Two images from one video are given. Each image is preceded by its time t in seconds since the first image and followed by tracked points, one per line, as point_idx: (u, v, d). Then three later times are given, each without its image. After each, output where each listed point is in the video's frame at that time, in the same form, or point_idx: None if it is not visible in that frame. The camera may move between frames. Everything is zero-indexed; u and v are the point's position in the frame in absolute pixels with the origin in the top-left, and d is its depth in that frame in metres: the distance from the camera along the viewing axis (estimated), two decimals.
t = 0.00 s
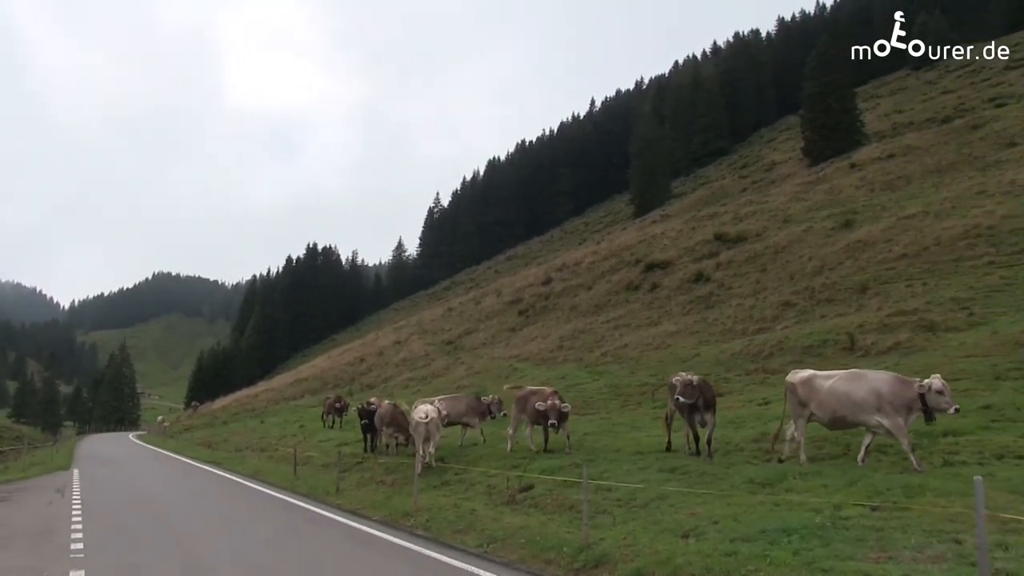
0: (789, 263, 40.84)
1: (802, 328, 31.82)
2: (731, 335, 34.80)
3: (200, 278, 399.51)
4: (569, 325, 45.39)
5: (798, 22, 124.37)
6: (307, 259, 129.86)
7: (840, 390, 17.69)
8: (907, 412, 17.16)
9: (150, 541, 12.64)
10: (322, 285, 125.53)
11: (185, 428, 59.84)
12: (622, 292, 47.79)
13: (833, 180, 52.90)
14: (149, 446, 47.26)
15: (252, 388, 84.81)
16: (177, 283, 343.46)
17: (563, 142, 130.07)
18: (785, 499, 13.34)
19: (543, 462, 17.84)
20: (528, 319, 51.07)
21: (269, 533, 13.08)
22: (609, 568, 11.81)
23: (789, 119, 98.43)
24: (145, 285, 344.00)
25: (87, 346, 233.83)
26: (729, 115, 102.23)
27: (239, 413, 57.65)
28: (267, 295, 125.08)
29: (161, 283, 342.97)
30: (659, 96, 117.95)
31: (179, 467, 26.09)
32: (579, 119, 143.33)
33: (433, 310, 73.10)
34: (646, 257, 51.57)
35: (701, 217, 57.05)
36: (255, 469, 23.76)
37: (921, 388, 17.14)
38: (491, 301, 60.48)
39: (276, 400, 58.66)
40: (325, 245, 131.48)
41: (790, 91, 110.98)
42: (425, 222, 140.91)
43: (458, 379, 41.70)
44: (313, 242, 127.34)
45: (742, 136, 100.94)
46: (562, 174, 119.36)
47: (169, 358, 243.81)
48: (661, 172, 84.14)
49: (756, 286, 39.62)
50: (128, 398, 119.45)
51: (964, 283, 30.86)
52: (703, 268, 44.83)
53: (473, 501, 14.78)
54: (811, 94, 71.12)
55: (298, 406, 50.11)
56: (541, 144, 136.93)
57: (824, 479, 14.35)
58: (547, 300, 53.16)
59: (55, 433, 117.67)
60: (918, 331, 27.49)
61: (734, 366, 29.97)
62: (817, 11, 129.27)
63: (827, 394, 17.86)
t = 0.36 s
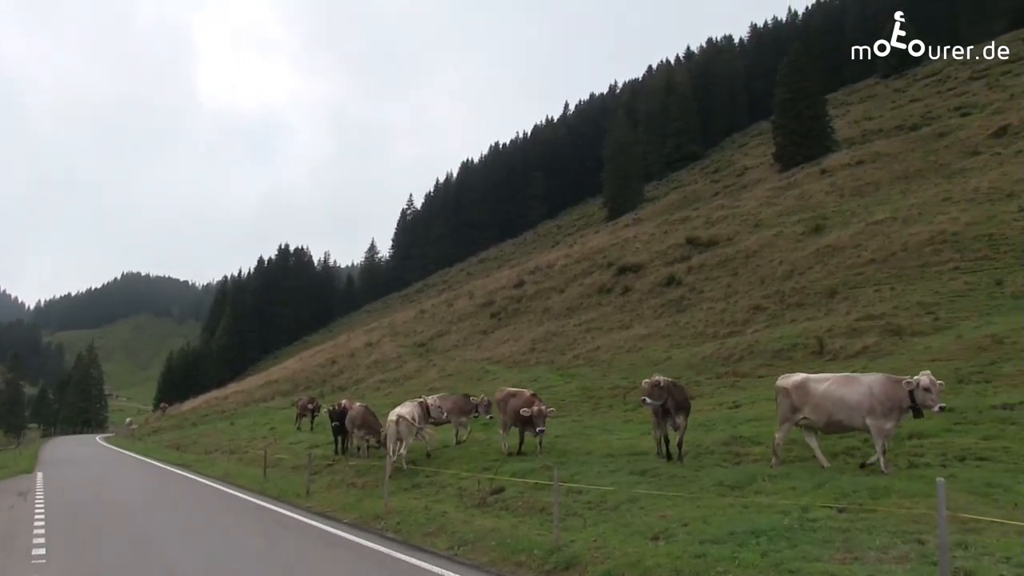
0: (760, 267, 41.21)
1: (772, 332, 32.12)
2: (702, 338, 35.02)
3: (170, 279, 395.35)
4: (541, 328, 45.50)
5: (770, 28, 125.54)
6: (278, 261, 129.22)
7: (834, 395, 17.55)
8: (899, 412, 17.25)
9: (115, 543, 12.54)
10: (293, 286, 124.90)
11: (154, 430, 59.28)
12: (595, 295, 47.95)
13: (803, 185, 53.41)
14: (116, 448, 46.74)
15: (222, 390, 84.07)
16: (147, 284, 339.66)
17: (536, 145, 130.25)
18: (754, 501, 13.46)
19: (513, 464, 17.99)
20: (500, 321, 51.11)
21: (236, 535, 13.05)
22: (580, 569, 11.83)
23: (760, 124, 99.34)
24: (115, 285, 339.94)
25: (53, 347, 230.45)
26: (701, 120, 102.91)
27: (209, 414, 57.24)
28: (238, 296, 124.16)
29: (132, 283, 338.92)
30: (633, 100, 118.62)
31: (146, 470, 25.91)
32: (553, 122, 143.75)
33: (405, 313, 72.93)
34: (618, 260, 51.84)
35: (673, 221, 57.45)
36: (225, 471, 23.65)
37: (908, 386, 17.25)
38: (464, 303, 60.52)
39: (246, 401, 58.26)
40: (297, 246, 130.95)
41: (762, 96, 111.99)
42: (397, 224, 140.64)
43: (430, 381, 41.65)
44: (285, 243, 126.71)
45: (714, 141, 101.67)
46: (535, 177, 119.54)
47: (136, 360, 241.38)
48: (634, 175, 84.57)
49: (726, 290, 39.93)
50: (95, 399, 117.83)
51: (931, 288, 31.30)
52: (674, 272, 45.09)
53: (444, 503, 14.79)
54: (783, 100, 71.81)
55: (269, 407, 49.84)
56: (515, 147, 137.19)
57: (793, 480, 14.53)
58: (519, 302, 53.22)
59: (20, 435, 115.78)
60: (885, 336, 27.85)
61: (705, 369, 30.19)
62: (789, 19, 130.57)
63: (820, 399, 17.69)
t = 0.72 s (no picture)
0: (728, 273, 41.51)
1: (740, 337, 32.33)
2: (671, 343, 35.21)
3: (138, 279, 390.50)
4: (509, 332, 45.51)
5: (741, 37, 126.89)
6: (247, 262, 128.51)
7: (827, 401, 17.60)
8: (890, 418, 17.10)
9: (73, 548, 12.36)
10: (262, 287, 124.25)
11: (116, 433, 58.40)
12: (564, 299, 48.05)
13: (772, 193, 53.86)
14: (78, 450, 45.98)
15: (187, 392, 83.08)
16: (113, 284, 335.17)
17: (507, 149, 130.36)
18: (720, 506, 13.56)
19: (483, 468, 18.01)
20: (469, 325, 51.05)
21: (195, 540, 12.91)
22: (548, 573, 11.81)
23: (730, 132, 100.25)
24: (80, 284, 335.14)
25: (14, 347, 226.28)
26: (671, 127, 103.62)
27: (174, 416, 56.55)
28: (205, 297, 123.10)
29: (98, 283, 334.19)
30: (604, 106, 119.24)
31: (107, 473, 25.55)
32: (524, 127, 144.10)
33: (374, 315, 72.59)
34: (588, 265, 52.03)
35: (642, 227, 57.77)
36: (189, 474, 23.40)
37: (900, 393, 17.05)
38: (433, 306, 60.40)
39: (211, 404, 57.64)
40: (265, 248, 130.31)
41: (732, 104, 112.91)
42: (367, 227, 140.16)
43: (398, 384, 41.48)
44: (254, 244, 125.99)
45: (684, 147, 102.44)
46: (506, 181, 119.65)
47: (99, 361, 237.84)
48: (605, 181, 84.90)
49: (695, 295, 40.19)
50: (59, 401, 115.86)
51: (896, 296, 31.71)
52: (643, 277, 45.29)
53: (411, 507, 14.76)
54: (752, 108, 72.43)
55: (235, 410, 49.38)
56: (485, 151, 137.30)
57: (759, 485, 14.67)
58: (488, 306, 53.19)
59: None
60: (851, 342, 28.17)
61: (672, 374, 30.34)
62: (759, 27, 132.06)
63: (813, 405, 17.78)
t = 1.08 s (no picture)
0: (698, 277, 41.75)
1: (709, 341, 32.52)
2: (640, 346, 35.37)
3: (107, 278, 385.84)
4: (479, 333, 45.50)
5: (713, 42, 127.89)
6: (216, 261, 127.69)
7: (821, 404, 17.54)
8: (880, 422, 17.21)
9: (33, 551, 12.19)
10: (232, 286, 123.51)
11: (81, 433, 57.57)
12: (535, 301, 48.11)
13: (742, 198, 54.22)
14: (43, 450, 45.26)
15: (154, 392, 82.11)
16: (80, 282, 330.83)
17: (479, 151, 130.35)
18: (686, 508, 13.65)
19: (451, 470, 18.03)
20: (439, 326, 51.01)
21: (159, 541, 12.79)
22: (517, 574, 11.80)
23: (702, 137, 100.94)
24: (47, 282, 330.50)
25: None
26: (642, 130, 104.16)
27: (140, 416, 55.91)
28: (173, 296, 122.06)
29: (66, 281, 329.21)
30: (576, 109, 119.65)
31: (71, 473, 25.23)
32: (496, 128, 144.27)
33: (344, 316, 72.24)
34: (558, 267, 52.18)
35: (613, 229, 58.05)
36: (155, 475, 23.18)
37: (890, 399, 17.05)
38: (403, 307, 60.27)
39: (178, 404, 57.05)
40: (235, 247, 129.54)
41: (703, 108, 113.54)
42: (338, 227, 139.61)
43: (368, 385, 41.33)
44: (223, 244, 125.23)
45: (656, 151, 103.04)
46: (477, 183, 119.68)
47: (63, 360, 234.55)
48: (577, 184, 85.11)
49: (665, 299, 40.42)
50: (22, 401, 113.81)
51: (863, 301, 32.06)
52: (614, 280, 45.46)
53: (379, 508, 14.74)
54: (723, 113, 72.75)
55: (202, 411, 48.98)
56: (457, 153, 137.32)
57: (726, 488, 14.81)
58: (458, 308, 53.16)
59: None
60: (818, 347, 28.44)
61: (642, 377, 30.46)
62: (731, 33, 133.21)
63: (808, 407, 17.71)
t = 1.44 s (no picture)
0: (667, 277, 42.01)
1: (676, 341, 32.72)
2: (608, 346, 35.53)
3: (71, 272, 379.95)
4: (448, 332, 45.45)
5: (685, 44, 128.78)
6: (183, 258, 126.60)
7: (809, 405, 17.59)
8: (868, 426, 17.31)
9: None
10: (199, 283, 122.50)
11: (42, 431, 56.60)
12: (504, 300, 48.14)
13: (711, 199, 54.53)
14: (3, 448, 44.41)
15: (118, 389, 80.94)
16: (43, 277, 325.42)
17: (450, 148, 130.13)
18: (652, 507, 13.74)
19: (418, 469, 18.05)
20: (407, 324, 50.93)
21: (122, 541, 12.67)
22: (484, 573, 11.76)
23: (673, 137, 101.61)
24: (10, 276, 324.81)
25: None
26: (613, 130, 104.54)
27: (104, 414, 55.11)
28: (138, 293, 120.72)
29: (29, 276, 323.71)
30: (547, 108, 119.90)
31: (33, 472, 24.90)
32: (468, 127, 144.21)
33: (311, 313, 71.78)
34: (527, 266, 52.28)
35: (582, 229, 58.24)
36: (119, 474, 22.91)
37: (878, 405, 17.08)
38: (372, 305, 60.08)
39: (143, 401, 56.32)
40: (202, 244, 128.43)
41: (675, 109, 114.23)
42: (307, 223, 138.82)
43: (336, 383, 41.12)
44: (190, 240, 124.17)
45: (626, 152, 103.51)
46: (448, 180, 119.51)
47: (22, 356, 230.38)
48: (548, 183, 85.22)
49: (633, 298, 40.65)
50: None
51: (829, 302, 32.45)
52: (583, 280, 45.59)
53: (346, 507, 14.71)
54: (693, 115, 72.89)
55: (167, 408, 48.42)
56: (428, 150, 137.11)
57: (692, 487, 14.96)
58: (427, 306, 53.09)
59: None
60: (784, 347, 28.75)
61: (611, 377, 30.58)
62: (702, 35, 134.26)
63: (795, 408, 17.75)
